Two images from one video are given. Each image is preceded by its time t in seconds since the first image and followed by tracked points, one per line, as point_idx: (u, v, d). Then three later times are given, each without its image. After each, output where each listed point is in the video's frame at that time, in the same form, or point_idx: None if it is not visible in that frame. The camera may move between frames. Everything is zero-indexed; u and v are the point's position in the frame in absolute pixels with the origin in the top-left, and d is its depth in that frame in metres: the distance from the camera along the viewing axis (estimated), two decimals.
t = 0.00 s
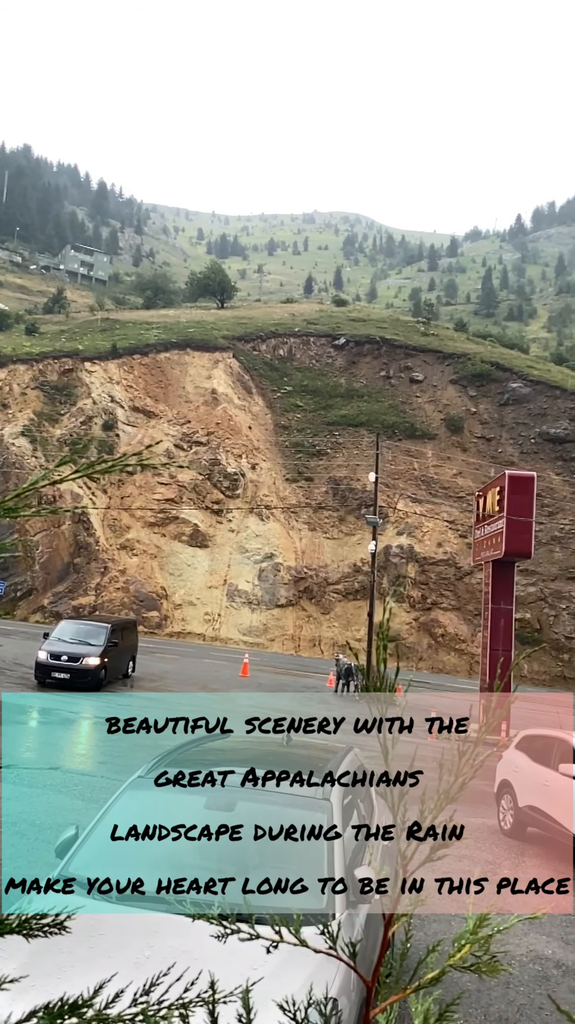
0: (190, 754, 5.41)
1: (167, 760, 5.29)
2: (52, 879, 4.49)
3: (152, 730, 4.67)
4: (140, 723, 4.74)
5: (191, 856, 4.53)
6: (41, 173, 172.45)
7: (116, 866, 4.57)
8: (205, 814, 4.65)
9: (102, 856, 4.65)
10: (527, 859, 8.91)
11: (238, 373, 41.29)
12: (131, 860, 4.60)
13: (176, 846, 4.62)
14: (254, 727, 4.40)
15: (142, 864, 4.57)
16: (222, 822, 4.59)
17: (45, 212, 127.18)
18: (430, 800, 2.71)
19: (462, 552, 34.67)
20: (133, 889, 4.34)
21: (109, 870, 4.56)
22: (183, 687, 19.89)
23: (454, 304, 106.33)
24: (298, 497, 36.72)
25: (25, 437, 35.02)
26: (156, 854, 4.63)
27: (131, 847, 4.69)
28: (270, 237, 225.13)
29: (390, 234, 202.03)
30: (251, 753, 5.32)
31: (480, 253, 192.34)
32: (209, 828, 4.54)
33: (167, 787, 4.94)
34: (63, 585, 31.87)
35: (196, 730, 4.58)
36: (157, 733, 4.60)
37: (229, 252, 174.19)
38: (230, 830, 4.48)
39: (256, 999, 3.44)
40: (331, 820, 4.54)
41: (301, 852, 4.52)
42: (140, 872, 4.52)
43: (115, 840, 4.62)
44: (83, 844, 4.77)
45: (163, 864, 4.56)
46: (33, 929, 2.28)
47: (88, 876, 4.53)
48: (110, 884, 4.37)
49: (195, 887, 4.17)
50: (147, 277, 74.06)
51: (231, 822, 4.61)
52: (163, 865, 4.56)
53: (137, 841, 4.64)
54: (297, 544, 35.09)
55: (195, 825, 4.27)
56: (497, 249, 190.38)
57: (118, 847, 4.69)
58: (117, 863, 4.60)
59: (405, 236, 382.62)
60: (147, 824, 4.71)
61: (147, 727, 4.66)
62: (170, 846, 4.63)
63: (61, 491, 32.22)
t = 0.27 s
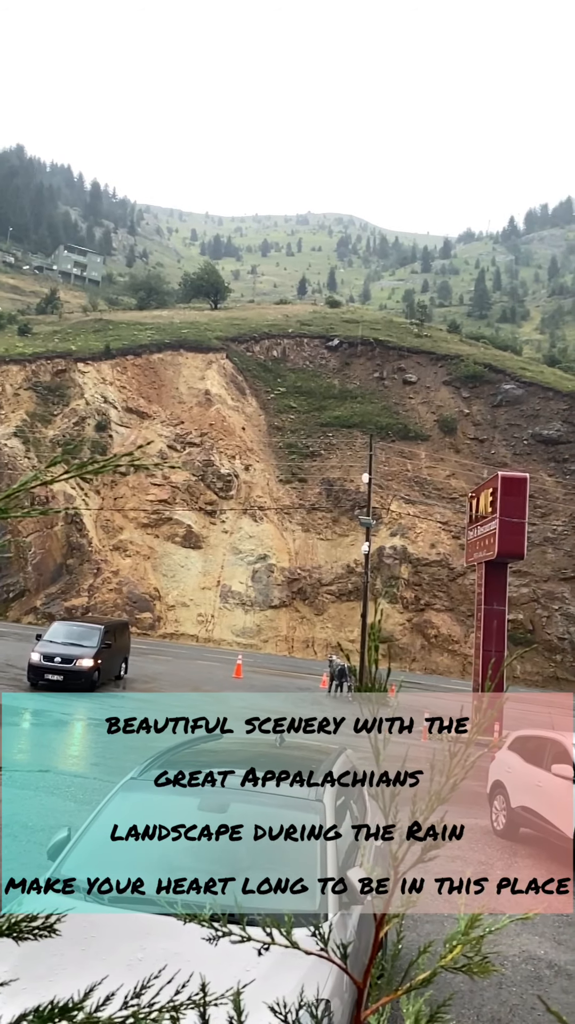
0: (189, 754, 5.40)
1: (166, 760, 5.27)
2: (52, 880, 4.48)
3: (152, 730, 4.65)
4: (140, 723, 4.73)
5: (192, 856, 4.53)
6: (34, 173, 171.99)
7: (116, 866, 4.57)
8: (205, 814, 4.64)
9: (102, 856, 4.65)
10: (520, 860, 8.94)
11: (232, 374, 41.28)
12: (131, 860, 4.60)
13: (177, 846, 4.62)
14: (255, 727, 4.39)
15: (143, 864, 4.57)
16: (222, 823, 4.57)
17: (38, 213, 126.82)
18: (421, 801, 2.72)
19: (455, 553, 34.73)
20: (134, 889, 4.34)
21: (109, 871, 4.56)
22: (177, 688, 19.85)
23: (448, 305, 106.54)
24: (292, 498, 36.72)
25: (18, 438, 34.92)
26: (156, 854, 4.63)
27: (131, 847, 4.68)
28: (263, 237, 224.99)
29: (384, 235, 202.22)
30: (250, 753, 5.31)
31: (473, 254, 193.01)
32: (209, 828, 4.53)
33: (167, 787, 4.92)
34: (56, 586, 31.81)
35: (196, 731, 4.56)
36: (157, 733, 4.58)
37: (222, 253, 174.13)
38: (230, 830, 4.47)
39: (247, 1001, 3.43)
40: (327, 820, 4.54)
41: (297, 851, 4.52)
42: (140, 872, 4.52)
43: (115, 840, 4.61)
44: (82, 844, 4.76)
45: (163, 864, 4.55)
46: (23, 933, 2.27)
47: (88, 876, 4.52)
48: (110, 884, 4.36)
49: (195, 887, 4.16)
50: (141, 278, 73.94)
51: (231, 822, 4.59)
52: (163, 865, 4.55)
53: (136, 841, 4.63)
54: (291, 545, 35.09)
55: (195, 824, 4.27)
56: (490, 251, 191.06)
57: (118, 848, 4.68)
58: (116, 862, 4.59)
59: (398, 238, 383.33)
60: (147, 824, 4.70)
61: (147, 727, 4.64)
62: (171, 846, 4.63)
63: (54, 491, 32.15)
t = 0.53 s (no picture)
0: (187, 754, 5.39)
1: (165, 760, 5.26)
2: (51, 880, 4.48)
3: (152, 730, 4.63)
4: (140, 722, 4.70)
5: (192, 856, 4.53)
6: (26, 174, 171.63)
7: (116, 868, 4.56)
8: (205, 813, 4.63)
9: (101, 857, 4.64)
10: (511, 861, 8.96)
11: (224, 375, 41.26)
12: (132, 861, 4.59)
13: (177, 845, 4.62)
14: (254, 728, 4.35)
15: (142, 864, 4.57)
16: (222, 823, 4.55)
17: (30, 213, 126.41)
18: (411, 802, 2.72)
19: (447, 554, 34.80)
20: (134, 889, 4.34)
21: (109, 871, 4.55)
22: (168, 690, 19.83)
23: (440, 307, 106.82)
24: (284, 499, 36.72)
25: (10, 438, 34.82)
26: (157, 854, 4.62)
27: (131, 847, 4.68)
28: (256, 239, 224.90)
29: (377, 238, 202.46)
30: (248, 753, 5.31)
31: (467, 256, 194.02)
32: (208, 828, 4.52)
33: (167, 786, 4.90)
34: (47, 588, 31.73)
35: (196, 731, 4.54)
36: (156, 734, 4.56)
37: (215, 253, 173.97)
38: (230, 830, 4.47)
39: (236, 1004, 3.41)
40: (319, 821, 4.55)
41: (295, 851, 4.52)
42: (140, 872, 4.52)
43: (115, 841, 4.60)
44: (80, 844, 4.75)
45: (164, 864, 4.55)
46: (9, 935, 2.26)
47: (87, 877, 4.52)
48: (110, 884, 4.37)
49: (195, 887, 4.17)
50: (133, 279, 73.85)
51: (231, 822, 4.57)
52: (163, 865, 4.55)
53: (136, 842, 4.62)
54: (283, 546, 35.09)
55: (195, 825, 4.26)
56: (483, 253, 192.21)
57: (118, 847, 4.67)
58: (116, 863, 4.59)
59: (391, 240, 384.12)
60: (147, 824, 4.66)
61: (147, 727, 4.63)
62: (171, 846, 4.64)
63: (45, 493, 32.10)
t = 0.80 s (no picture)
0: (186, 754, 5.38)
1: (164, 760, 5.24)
2: (51, 880, 4.46)
3: (152, 730, 4.60)
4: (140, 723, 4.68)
5: (192, 856, 4.52)
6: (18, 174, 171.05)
7: (116, 867, 4.55)
8: (205, 813, 4.61)
9: (101, 856, 4.63)
10: (501, 862, 8.99)
11: (216, 376, 41.22)
12: (132, 862, 4.58)
13: (177, 845, 4.62)
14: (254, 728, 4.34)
15: (143, 864, 4.56)
16: (222, 822, 4.54)
17: (20, 213, 125.94)
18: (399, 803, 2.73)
19: (438, 556, 34.87)
20: (134, 889, 4.34)
21: (110, 871, 4.54)
22: (159, 692, 19.78)
23: (432, 309, 107.07)
24: (276, 501, 36.70)
25: None
26: (157, 854, 4.61)
27: (131, 847, 4.67)
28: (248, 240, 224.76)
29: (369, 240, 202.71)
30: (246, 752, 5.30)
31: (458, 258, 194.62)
32: (209, 828, 4.51)
33: (167, 787, 4.88)
34: (37, 589, 31.62)
35: (197, 731, 4.53)
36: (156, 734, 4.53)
37: (207, 254, 173.74)
38: (231, 830, 4.46)
39: (224, 1007, 3.41)
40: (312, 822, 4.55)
41: (292, 852, 4.52)
42: (140, 872, 4.52)
43: (114, 841, 4.58)
44: (80, 843, 4.73)
45: (164, 864, 4.55)
46: None
47: (87, 877, 4.51)
48: (110, 884, 4.36)
49: (195, 887, 4.17)
50: (125, 280, 73.80)
51: (231, 822, 4.57)
52: (163, 865, 4.54)
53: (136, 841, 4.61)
54: (274, 548, 35.08)
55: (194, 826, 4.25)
56: (474, 255, 192.79)
57: (118, 848, 4.65)
58: (116, 862, 4.58)
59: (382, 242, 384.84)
60: (147, 825, 4.64)
61: (147, 727, 4.60)
62: (171, 846, 4.62)
63: (35, 494, 32.00)
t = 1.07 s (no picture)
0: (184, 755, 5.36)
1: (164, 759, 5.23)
2: (51, 880, 4.46)
3: (152, 730, 4.57)
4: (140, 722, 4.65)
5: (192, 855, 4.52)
6: (9, 174, 170.51)
7: (116, 867, 4.54)
8: (205, 813, 4.59)
9: (101, 855, 4.61)
10: (491, 864, 9.00)
11: (207, 378, 41.19)
12: (132, 861, 4.58)
13: (177, 845, 4.61)
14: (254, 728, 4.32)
15: (142, 864, 4.55)
16: (222, 822, 4.53)
17: (11, 214, 125.48)
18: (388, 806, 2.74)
19: (429, 558, 34.93)
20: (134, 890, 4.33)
21: (110, 872, 4.53)
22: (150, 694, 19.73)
23: (422, 312, 107.29)
24: (267, 503, 36.67)
25: None
26: (157, 854, 4.61)
27: (131, 847, 4.65)
28: (240, 242, 224.72)
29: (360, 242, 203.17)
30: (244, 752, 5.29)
31: (449, 261, 195.46)
32: (209, 828, 4.49)
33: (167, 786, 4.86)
34: (27, 591, 31.49)
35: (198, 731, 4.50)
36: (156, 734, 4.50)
37: (198, 256, 173.50)
38: (231, 830, 4.45)
39: (212, 1011, 3.40)
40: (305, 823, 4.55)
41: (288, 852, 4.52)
42: (140, 873, 4.51)
43: (115, 841, 4.56)
44: (79, 843, 4.71)
45: (164, 864, 4.54)
46: None
47: (87, 878, 4.50)
48: (111, 885, 4.35)
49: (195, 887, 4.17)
50: (116, 282, 73.72)
51: (231, 822, 4.56)
52: (163, 865, 4.54)
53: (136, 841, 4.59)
54: (266, 550, 35.05)
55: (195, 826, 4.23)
56: (466, 258, 193.61)
57: (118, 848, 4.64)
58: (116, 862, 4.57)
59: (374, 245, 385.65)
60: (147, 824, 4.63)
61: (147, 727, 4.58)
62: (171, 846, 4.62)
63: (25, 496, 31.88)
